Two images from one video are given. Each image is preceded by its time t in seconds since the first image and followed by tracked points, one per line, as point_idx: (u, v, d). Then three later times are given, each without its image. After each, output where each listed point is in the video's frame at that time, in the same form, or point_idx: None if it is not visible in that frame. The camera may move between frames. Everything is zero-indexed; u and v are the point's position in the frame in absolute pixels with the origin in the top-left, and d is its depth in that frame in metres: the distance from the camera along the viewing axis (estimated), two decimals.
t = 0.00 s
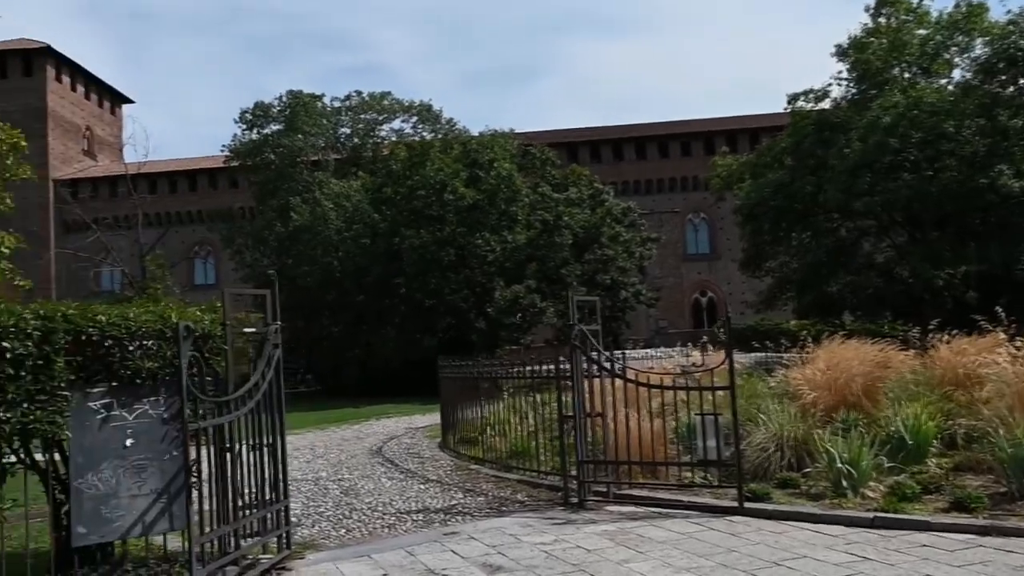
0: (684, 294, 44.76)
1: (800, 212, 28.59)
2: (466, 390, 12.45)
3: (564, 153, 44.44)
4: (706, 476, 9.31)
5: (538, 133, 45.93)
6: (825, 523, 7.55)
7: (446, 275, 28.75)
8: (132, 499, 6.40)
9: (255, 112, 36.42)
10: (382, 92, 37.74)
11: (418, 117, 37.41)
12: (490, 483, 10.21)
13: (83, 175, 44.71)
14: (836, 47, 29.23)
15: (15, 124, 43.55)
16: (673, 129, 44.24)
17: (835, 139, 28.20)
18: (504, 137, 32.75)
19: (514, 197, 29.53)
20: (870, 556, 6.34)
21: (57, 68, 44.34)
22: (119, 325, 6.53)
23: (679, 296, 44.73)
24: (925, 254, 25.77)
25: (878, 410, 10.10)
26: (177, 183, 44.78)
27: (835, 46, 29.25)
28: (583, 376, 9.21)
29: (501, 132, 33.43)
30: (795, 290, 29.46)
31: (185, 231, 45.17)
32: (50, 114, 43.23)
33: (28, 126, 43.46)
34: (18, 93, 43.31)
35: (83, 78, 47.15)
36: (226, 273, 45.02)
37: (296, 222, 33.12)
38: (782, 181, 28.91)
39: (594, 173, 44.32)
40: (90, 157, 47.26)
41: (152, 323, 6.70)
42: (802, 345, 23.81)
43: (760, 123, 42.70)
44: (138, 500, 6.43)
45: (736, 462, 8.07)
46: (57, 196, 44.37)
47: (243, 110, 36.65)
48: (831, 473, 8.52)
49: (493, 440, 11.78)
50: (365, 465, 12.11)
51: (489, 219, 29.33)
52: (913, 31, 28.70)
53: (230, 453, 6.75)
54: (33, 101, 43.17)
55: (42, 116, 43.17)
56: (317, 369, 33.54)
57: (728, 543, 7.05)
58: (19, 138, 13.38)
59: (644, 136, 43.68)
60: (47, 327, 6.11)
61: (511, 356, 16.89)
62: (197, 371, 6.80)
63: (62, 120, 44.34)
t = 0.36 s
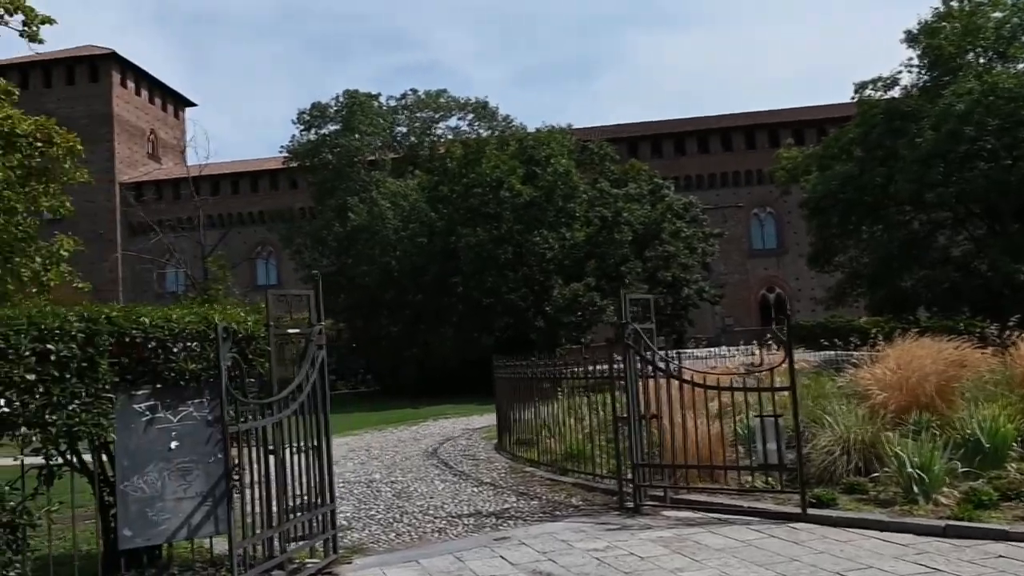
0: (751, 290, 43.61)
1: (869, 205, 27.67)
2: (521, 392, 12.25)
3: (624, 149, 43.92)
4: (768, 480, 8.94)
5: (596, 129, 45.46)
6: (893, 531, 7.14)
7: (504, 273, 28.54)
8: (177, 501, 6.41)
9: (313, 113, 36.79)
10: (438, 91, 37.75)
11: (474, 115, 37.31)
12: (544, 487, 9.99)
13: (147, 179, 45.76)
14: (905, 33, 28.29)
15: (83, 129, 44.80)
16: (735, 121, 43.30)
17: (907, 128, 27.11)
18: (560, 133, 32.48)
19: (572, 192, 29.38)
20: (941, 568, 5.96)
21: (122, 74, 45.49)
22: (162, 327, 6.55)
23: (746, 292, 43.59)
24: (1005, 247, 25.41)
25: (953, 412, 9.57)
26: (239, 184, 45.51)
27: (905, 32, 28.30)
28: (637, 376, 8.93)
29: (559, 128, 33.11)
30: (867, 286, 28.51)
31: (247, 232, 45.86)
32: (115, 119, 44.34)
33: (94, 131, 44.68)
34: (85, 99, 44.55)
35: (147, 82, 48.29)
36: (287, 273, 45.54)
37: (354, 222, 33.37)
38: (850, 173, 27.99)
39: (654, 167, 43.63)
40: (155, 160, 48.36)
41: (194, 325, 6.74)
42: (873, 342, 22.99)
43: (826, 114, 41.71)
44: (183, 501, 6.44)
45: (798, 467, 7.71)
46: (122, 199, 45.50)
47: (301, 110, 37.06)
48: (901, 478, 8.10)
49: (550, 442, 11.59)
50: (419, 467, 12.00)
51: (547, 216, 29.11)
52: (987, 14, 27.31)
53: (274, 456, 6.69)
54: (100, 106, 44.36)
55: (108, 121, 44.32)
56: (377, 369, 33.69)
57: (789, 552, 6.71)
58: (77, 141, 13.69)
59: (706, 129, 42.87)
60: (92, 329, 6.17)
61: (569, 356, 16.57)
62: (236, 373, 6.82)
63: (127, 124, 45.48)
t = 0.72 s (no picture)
0: (806, 286, 42.51)
1: (928, 197, 26.77)
2: (564, 392, 11.99)
3: (673, 142, 43.30)
4: (819, 483, 8.54)
5: (644, 123, 44.91)
6: (953, 537, 6.73)
7: (550, 270, 28.23)
8: (207, 503, 6.16)
9: (357, 110, 36.99)
10: (484, 86, 37.56)
11: (520, 110, 37.06)
12: (587, 489, 9.72)
13: (194, 179, 46.42)
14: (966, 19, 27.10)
15: (131, 128, 45.85)
16: (789, 113, 42.34)
17: (969, 117, 26.02)
18: (607, 127, 32.05)
19: (619, 187, 29.15)
20: None
21: (170, 74, 46.40)
22: (193, 325, 6.27)
23: (801, 288, 42.55)
24: None
25: (1018, 412, 9.05)
26: (285, 184, 45.90)
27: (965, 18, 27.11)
28: (683, 374, 8.57)
29: (606, 122, 32.69)
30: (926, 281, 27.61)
31: (292, 231, 46.21)
32: (163, 119, 45.25)
33: (143, 132, 45.63)
34: (134, 99, 45.58)
35: (194, 83, 49.16)
36: (332, 272, 45.72)
37: (399, 219, 33.38)
38: (908, 164, 27.09)
39: (704, 161, 42.85)
40: (202, 160, 49.15)
41: (226, 323, 6.41)
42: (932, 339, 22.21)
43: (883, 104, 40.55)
44: (212, 504, 6.18)
45: (852, 469, 7.32)
46: (170, 199, 46.34)
47: (346, 108, 37.27)
48: (961, 481, 7.66)
49: (592, 443, 11.33)
50: (460, 468, 11.81)
51: (594, 212, 29.02)
52: None
53: (305, 456, 6.50)
54: (149, 107, 45.29)
55: (156, 121, 45.26)
56: (422, 367, 33.64)
57: (841, 559, 6.36)
58: (117, 140, 13.87)
59: (758, 121, 42.02)
60: (121, 327, 5.95)
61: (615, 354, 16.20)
62: (266, 373, 6.54)
63: (174, 124, 46.38)
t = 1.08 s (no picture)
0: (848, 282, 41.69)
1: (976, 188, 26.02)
2: (595, 389, 11.77)
3: (711, 135, 42.73)
4: (860, 484, 8.21)
5: (681, 115, 44.40)
6: (1002, 542, 6.40)
7: (584, 266, 27.91)
8: (225, 503, 6.03)
9: (390, 106, 37.11)
10: (518, 80, 37.32)
11: (555, 104, 36.79)
12: (618, 489, 9.48)
13: (226, 177, 46.81)
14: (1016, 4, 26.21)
15: (166, 126, 46.46)
16: (830, 104, 41.53)
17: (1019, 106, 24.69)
18: (643, 119, 31.68)
19: (654, 180, 28.72)
20: None
21: (205, 72, 46.97)
22: (212, 322, 6.20)
23: (842, 283, 41.74)
24: None
25: None
26: (319, 182, 46.10)
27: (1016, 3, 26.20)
28: (718, 372, 8.25)
29: (642, 115, 32.30)
30: (974, 275, 26.88)
31: (325, 228, 46.36)
32: (197, 117, 45.83)
33: (178, 130, 46.24)
34: (170, 98, 46.18)
35: (229, 81, 49.68)
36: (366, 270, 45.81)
37: (432, 215, 33.34)
38: (956, 154, 26.35)
39: (745, 155, 42.32)
40: (236, 158, 49.64)
41: (245, 320, 6.34)
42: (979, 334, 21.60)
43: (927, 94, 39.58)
44: (230, 504, 6.05)
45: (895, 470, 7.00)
46: (204, 197, 46.86)
47: (379, 104, 37.39)
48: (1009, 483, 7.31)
49: (623, 441, 11.10)
50: (489, 467, 11.63)
51: (629, 206, 28.36)
52: None
53: (325, 456, 6.34)
54: (184, 105, 45.87)
55: (191, 119, 45.85)
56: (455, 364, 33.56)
57: (882, 564, 6.06)
58: (144, 136, 13.89)
59: (799, 113, 41.29)
60: (138, 324, 5.83)
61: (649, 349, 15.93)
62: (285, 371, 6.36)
63: (209, 122, 46.96)
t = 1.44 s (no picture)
0: (879, 275, 40.86)
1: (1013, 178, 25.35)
2: (617, 382, 11.59)
3: (741, 126, 42.23)
4: (888, 482, 7.97)
5: (710, 106, 43.91)
6: None
7: (608, 258, 27.66)
8: (235, 498, 5.96)
9: (415, 97, 37.06)
10: (544, 71, 37.07)
11: (581, 94, 36.48)
12: (638, 484, 9.31)
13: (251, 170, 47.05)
14: None
15: (193, 120, 46.83)
16: (863, 93, 40.85)
17: None
18: (669, 110, 31.30)
19: (681, 171, 28.36)
20: None
21: (231, 65, 47.25)
22: (222, 314, 6.06)
23: (873, 276, 40.92)
24: None
25: None
26: (344, 175, 46.14)
27: None
28: (742, 367, 7.97)
29: (669, 106, 31.93)
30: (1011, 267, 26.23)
31: (350, 221, 46.38)
32: (224, 110, 46.12)
33: (204, 124, 46.60)
34: (196, 91, 46.51)
35: (255, 73, 49.90)
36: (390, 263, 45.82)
37: (455, 207, 33.24)
38: (993, 142, 25.69)
39: (776, 146, 41.79)
40: (262, 151, 49.89)
41: (256, 313, 6.20)
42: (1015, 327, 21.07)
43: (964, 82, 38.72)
44: (240, 499, 5.98)
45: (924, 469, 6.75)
46: (231, 190, 47.16)
47: (403, 95, 37.37)
48: None
49: (644, 435, 10.92)
50: (508, 461, 11.50)
51: (655, 197, 28.05)
52: None
53: (337, 451, 6.21)
54: (210, 99, 46.19)
55: (217, 112, 46.16)
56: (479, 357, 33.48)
57: (910, 566, 5.84)
58: (162, 126, 13.93)
59: (830, 102, 40.67)
60: (147, 317, 5.73)
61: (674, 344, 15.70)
62: (294, 364, 6.23)
63: (235, 115, 47.24)
